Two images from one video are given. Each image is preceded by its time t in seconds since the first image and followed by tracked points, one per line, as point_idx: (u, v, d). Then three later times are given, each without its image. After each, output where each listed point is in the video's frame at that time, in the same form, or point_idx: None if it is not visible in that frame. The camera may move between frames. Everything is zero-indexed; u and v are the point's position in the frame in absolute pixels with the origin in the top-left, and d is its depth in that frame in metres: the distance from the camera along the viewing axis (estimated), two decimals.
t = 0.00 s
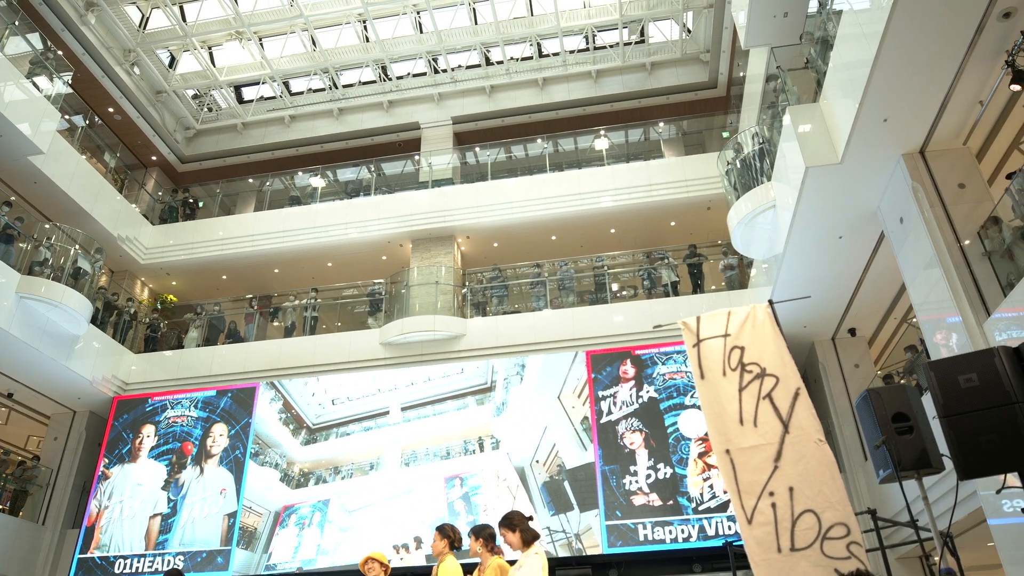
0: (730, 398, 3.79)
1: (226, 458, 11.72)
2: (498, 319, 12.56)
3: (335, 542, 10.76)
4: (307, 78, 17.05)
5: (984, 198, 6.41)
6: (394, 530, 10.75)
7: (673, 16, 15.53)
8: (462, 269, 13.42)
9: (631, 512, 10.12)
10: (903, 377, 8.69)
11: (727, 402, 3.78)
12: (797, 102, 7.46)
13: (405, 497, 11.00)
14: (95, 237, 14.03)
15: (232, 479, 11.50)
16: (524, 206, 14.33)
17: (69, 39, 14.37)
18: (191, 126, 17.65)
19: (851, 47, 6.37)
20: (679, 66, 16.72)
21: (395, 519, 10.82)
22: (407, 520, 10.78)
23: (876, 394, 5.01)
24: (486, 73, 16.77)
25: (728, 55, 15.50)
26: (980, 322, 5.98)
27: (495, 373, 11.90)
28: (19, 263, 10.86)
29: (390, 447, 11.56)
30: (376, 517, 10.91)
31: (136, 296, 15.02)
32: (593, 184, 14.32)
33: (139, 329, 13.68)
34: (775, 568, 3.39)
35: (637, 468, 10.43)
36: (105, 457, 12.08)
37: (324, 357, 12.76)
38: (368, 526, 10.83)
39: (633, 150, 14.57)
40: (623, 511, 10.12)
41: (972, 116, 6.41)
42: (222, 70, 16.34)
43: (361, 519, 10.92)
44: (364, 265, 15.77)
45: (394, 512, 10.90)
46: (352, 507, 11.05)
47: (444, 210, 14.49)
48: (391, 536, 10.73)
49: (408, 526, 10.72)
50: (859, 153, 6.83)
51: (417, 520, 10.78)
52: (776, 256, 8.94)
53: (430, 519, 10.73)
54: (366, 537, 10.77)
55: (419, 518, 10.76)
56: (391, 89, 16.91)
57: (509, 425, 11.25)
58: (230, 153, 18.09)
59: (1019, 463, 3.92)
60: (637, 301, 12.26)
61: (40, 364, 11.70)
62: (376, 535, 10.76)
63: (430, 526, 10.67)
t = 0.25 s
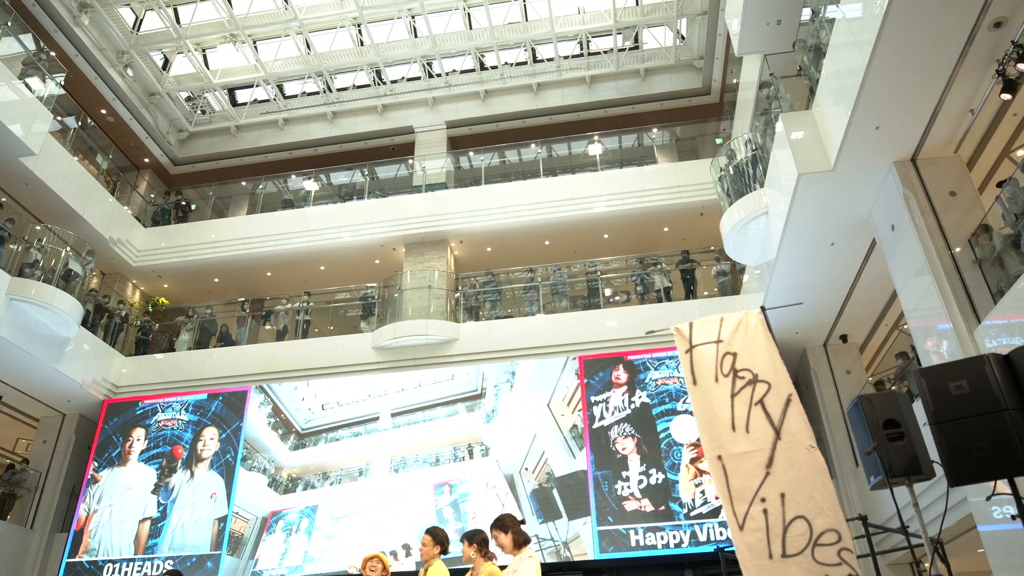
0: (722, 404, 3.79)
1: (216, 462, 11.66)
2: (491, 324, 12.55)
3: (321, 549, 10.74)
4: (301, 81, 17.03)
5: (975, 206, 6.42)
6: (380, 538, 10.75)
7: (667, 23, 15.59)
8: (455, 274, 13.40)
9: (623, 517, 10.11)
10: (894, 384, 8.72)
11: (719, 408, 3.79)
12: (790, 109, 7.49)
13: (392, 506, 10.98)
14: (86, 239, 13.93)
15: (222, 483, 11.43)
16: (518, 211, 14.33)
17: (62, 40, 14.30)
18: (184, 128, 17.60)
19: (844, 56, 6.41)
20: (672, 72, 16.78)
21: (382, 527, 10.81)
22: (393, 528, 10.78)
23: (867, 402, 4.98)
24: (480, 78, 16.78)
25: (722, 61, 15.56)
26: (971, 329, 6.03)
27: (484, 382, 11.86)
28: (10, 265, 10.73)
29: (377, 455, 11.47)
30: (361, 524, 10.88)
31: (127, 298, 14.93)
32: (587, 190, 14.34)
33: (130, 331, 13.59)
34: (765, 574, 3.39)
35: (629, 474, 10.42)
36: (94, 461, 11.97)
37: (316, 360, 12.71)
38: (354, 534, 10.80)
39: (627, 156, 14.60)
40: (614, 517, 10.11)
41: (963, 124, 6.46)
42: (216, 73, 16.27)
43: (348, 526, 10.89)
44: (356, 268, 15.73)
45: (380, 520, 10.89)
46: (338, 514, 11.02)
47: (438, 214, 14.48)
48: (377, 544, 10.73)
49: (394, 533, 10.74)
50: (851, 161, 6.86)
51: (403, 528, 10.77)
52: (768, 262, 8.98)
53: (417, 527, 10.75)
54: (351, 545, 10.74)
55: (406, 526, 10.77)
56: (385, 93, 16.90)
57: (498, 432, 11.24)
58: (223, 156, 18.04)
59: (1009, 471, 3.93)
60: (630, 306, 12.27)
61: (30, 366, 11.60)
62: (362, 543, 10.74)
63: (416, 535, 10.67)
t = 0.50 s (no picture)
0: (714, 411, 3.79)
1: (207, 467, 11.58)
2: (484, 329, 12.54)
3: (307, 557, 10.65)
4: (295, 85, 17.01)
5: (966, 214, 6.47)
6: (366, 548, 10.67)
7: (661, 30, 15.66)
8: (448, 279, 13.38)
9: (615, 523, 10.10)
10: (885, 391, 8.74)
11: (712, 414, 3.79)
12: (782, 117, 7.53)
13: (379, 514, 10.93)
14: (77, 241, 13.85)
15: (213, 488, 11.36)
16: (511, 217, 14.34)
17: (55, 42, 14.24)
18: (177, 131, 17.55)
19: (836, 64, 6.45)
20: (666, 79, 16.85)
21: (370, 536, 10.75)
22: (380, 536, 10.73)
23: (858, 408, 5.02)
24: (474, 84, 16.81)
25: (715, 69, 15.63)
26: (962, 336, 6.05)
27: (473, 391, 11.87)
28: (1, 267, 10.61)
29: (368, 461, 11.49)
30: (349, 532, 10.82)
31: (118, 301, 14.84)
32: (580, 196, 14.37)
33: (121, 335, 13.51)
34: None
35: (621, 480, 10.41)
36: (83, 465, 11.86)
37: (308, 365, 12.65)
38: (342, 541, 10.73)
39: (620, 162, 14.64)
40: (606, 523, 10.11)
41: (953, 133, 6.50)
42: (209, 76, 16.22)
43: (335, 534, 10.84)
44: (349, 273, 15.70)
45: (367, 528, 10.83)
46: (325, 522, 10.96)
47: (431, 219, 14.47)
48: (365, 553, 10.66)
49: (382, 541, 10.69)
50: (842, 169, 6.90)
51: (391, 537, 10.72)
52: (761, 269, 8.97)
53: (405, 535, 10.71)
54: (338, 553, 10.66)
55: (393, 534, 10.73)
56: (380, 98, 16.89)
57: (489, 440, 11.20)
58: (217, 159, 17.99)
59: (1001, 479, 3.92)
60: (623, 312, 12.29)
61: (19, 369, 11.52)
62: (349, 550, 10.68)
63: (404, 543, 10.62)
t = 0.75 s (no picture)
0: (708, 416, 3.79)
1: (199, 470, 11.53)
2: (478, 333, 12.52)
3: (295, 564, 10.65)
4: (290, 88, 17.00)
5: (957, 221, 6.51)
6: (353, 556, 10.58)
7: (656, 36, 15.70)
8: (443, 283, 13.37)
9: (607, 528, 10.09)
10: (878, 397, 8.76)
11: (705, 420, 3.79)
12: (777, 123, 7.55)
13: (367, 522, 10.89)
14: (70, 243, 13.78)
15: (204, 491, 11.31)
16: (506, 221, 14.34)
17: (49, 43, 14.17)
18: (171, 133, 17.50)
19: (830, 72, 6.48)
20: (661, 84, 16.89)
21: (359, 544, 10.71)
22: (368, 543, 10.71)
23: (851, 414, 5.02)
24: (470, 88, 16.82)
25: (709, 75, 15.68)
26: (955, 343, 6.07)
27: (467, 397, 11.83)
28: None
29: (358, 466, 11.46)
30: (337, 539, 10.77)
31: (110, 304, 14.77)
32: (574, 200, 14.38)
33: (114, 337, 13.45)
34: None
35: (614, 485, 10.41)
36: (74, 469, 11.78)
37: (301, 368, 12.61)
38: (331, 548, 10.69)
39: (615, 167, 14.66)
40: (599, 528, 10.10)
41: (946, 140, 6.54)
42: (204, 78, 16.18)
43: (324, 540, 10.79)
44: (343, 276, 15.67)
45: (356, 535, 10.79)
46: (314, 529, 10.91)
47: (426, 223, 14.46)
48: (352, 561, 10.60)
49: (371, 547, 10.67)
50: (836, 175, 6.93)
51: (379, 544, 10.69)
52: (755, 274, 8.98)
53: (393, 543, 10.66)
54: (325, 560, 10.61)
55: (381, 541, 10.70)
56: (375, 101, 16.89)
57: (479, 447, 11.22)
58: (211, 162, 17.95)
59: (990, 485, 3.96)
60: (617, 317, 12.29)
61: (10, 372, 11.44)
62: (338, 558, 10.62)
63: (392, 552, 10.59)
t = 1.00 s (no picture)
0: (700, 422, 3.80)
1: (189, 474, 11.45)
2: (470, 338, 12.51)
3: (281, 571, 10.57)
4: (284, 92, 16.99)
5: (948, 230, 6.55)
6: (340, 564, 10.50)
7: (650, 43, 15.76)
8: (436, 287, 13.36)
9: (599, 534, 10.07)
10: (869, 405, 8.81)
11: (697, 426, 3.79)
12: (770, 130, 7.58)
13: (355, 530, 10.82)
14: (61, 245, 13.69)
15: (195, 495, 11.24)
16: (499, 226, 14.35)
17: (42, 44, 14.09)
18: (164, 135, 17.44)
19: (823, 79, 6.52)
20: (655, 91, 16.96)
21: (346, 551, 10.63)
22: (355, 551, 10.61)
23: (842, 420, 5.03)
24: (464, 92, 16.84)
25: (703, 82, 15.77)
26: (945, 350, 6.10)
27: (456, 402, 11.87)
28: None
29: (347, 472, 11.40)
30: (324, 547, 10.70)
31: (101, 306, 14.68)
32: (568, 206, 14.41)
33: (104, 340, 13.36)
34: None
35: (606, 490, 10.38)
36: (63, 472, 11.64)
37: (293, 372, 12.56)
38: (317, 555, 10.60)
39: (608, 173, 14.69)
40: (591, 533, 10.08)
41: (936, 149, 6.59)
42: (198, 81, 16.14)
43: (310, 547, 10.71)
44: (336, 280, 15.64)
45: (343, 542, 10.73)
46: (301, 536, 10.83)
47: (419, 227, 14.45)
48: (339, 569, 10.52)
49: (358, 555, 10.57)
50: (828, 182, 6.96)
51: (366, 553, 10.60)
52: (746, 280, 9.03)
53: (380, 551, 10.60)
54: (312, 567, 10.52)
55: (368, 549, 10.61)
56: (369, 105, 16.88)
57: (469, 454, 11.21)
58: (204, 164, 17.90)
59: (980, 492, 3.97)
60: (609, 323, 12.30)
61: None
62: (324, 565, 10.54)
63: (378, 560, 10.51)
